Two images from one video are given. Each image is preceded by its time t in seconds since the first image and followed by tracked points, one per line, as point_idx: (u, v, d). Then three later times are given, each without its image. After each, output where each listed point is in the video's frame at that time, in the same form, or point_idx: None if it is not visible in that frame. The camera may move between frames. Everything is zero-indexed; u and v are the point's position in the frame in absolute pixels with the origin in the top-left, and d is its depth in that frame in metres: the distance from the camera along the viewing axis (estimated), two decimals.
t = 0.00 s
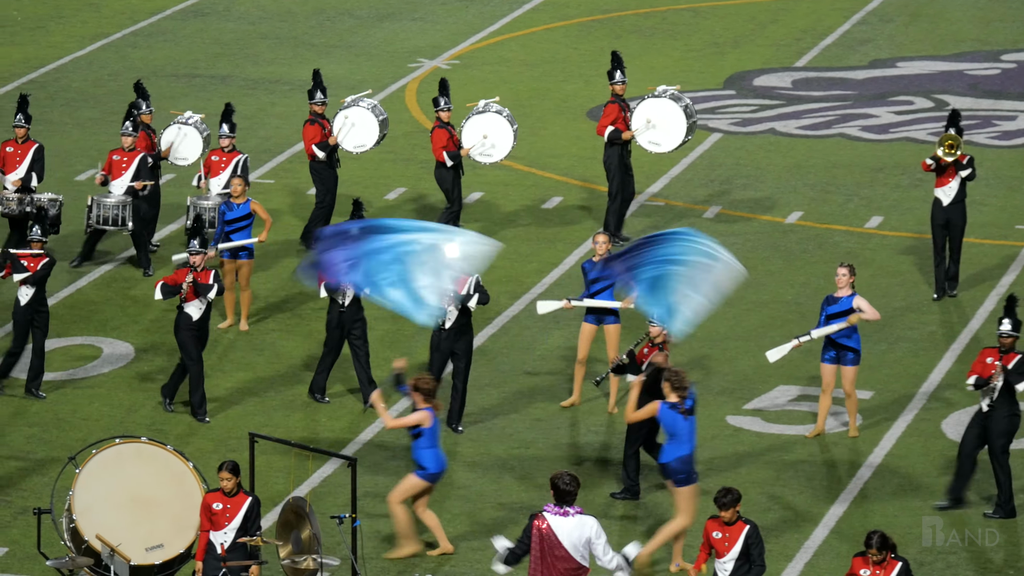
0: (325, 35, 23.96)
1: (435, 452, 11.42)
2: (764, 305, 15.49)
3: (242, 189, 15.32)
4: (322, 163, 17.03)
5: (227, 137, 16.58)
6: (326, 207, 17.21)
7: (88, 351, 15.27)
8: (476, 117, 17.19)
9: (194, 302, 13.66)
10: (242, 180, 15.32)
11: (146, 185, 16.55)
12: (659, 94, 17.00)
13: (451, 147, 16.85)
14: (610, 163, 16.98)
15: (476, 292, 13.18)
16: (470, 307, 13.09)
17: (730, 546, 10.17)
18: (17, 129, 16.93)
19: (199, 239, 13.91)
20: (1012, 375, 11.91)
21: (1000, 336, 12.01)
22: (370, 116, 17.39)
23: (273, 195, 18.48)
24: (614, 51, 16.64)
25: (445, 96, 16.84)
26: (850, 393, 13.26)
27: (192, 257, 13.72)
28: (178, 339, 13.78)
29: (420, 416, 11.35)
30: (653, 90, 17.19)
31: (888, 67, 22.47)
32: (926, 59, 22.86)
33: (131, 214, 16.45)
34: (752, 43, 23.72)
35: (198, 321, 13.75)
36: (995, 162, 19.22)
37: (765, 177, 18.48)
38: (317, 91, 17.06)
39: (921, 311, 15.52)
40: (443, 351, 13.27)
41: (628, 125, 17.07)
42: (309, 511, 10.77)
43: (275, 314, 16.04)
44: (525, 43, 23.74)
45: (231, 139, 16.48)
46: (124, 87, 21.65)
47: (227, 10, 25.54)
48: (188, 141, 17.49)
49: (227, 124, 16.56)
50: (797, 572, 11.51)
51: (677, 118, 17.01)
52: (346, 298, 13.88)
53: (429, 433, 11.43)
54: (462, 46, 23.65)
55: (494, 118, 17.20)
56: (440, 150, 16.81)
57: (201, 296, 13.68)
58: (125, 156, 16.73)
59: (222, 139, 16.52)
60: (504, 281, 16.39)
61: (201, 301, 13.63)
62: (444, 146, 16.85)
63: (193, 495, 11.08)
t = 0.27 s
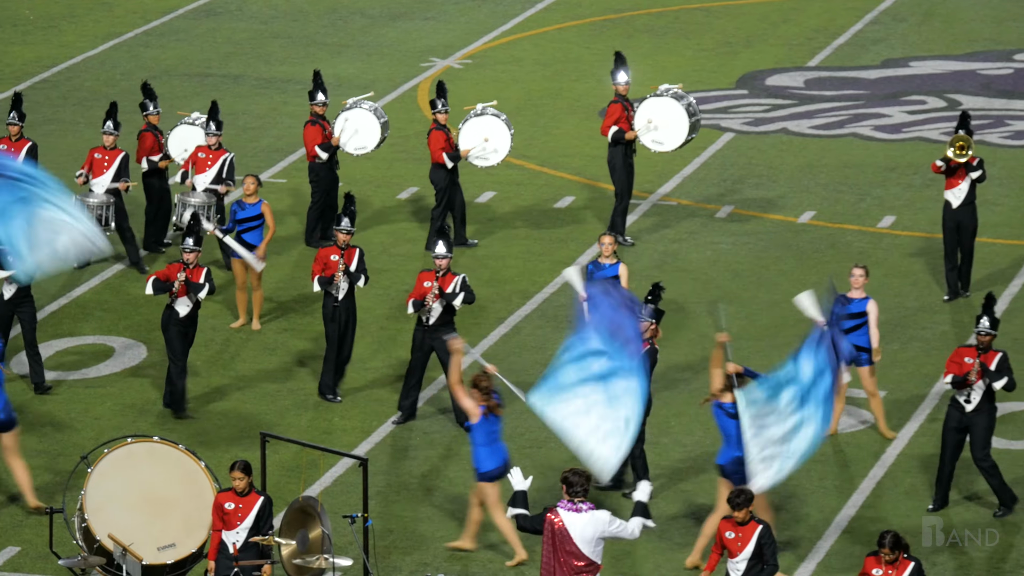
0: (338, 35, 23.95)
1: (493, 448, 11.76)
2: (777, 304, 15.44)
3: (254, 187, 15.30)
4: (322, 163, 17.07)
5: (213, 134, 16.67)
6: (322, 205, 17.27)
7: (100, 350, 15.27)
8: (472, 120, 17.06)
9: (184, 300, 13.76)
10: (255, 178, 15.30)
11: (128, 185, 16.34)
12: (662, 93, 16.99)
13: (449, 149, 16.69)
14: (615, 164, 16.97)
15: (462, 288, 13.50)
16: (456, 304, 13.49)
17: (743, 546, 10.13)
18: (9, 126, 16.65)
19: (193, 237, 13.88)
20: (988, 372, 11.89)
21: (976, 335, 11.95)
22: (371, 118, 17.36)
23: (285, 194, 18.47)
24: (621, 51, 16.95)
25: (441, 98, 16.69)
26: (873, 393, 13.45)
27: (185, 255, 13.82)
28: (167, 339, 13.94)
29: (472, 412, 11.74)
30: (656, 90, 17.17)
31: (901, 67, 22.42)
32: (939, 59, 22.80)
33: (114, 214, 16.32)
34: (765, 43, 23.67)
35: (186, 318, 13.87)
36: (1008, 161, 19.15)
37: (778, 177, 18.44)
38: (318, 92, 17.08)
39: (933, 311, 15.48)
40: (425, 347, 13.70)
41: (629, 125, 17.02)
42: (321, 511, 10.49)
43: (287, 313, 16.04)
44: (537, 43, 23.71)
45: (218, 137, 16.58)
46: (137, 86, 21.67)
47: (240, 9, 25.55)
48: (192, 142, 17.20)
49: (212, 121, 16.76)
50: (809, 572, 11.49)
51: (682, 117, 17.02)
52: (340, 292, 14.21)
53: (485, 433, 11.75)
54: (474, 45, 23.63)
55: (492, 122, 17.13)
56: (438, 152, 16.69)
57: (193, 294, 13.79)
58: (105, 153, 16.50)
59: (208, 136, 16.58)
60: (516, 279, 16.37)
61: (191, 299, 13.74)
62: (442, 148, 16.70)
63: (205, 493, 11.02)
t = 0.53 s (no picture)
0: (350, 34, 23.96)
1: (545, 445, 11.69)
2: (789, 303, 15.42)
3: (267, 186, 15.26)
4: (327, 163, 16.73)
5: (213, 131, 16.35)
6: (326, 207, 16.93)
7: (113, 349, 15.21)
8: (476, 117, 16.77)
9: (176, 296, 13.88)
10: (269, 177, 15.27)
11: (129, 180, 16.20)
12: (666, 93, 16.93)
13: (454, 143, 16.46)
14: (619, 165, 16.83)
15: (456, 287, 13.67)
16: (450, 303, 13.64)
17: (756, 547, 10.11)
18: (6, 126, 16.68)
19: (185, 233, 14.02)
20: (980, 371, 11.99)
21: (968, 333, 12.11)
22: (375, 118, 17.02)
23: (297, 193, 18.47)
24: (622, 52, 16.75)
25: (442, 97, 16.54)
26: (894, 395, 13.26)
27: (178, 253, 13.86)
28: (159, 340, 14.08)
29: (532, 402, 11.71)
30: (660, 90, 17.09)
31: (913, 67, 22.37)
32: (951, 59, 22.75)
33: (111, 211, 15.97)
34: (777, 43, 23.64)
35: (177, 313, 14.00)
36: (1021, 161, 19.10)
37: (790, 177, 18.41)
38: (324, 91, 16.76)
39: (946, 311, 15.45)
40: (423, 345, 13.98)
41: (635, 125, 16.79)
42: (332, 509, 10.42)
43: (299, 312, 16.04)
44: (550, 43, 23.69)
45: (217, 132, 16.29)
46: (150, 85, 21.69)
47: (252, 9, 25.56)
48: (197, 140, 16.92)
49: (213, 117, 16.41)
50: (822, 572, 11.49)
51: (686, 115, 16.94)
52: (336, 292, 14.30)
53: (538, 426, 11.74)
54: (486, 45, 23.62)
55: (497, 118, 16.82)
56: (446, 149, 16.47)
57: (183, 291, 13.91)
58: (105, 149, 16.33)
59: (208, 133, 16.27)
60: (528, 279, 16.35)
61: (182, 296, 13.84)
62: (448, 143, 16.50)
63: (218, 493, 10.99)
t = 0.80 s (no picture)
0: (364, 34, 23.96)
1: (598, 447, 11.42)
2: (802, 303, 15.41)
3: (281, 186, 15.30)
4: (337, 166, 16.72)
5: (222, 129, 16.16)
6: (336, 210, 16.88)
7: (127, 351, 15.10)
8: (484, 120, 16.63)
9: (172, 292, 13.90)
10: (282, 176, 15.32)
11: (141, 178, 16.08)
12: (672, 94, 16.60)
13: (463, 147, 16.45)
14: (627, 165, 16.76)
15: (463, 286, 13.78)
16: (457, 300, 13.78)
17: (769, 546, 10.11)
18: (13, 123, 15.94)
19: (185, 229, 14.02)
20: (986, 371, 11.96)
21: (973, 332, 12.08)
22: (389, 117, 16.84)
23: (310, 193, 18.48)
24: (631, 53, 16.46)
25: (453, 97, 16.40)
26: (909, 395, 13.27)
27: (178, 249, 13.89)
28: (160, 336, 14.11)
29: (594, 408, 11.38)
30: (668, 90, 16.74)
31: (927, 67, 22.33)
32: (966, 59, 22.70)
33: (122, 210, 15.88)
34: (791, 43, 23.61)
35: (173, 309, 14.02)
36: None
37: (805, 177, 18.39)
38: (336, 92, 16.69)
39: (960, 311, 15.41)
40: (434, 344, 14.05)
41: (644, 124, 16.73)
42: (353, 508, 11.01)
43: (312, 312, 16.05)
44: (564, 42, 23.68)
45: (226, 131, 16.09)
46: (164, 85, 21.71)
47: (267, 9, 25.58)
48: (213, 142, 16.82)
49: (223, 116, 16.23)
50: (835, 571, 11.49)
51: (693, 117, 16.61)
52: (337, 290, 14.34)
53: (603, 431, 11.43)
54: (500, 45, 23.61)
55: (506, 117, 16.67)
56: (451, 151, 16.45)
57: (183, 287, 13.93)
58: (115, 147, 16.20)
59: (217, 131, 16.09)
60: (542, 279, 16.34)
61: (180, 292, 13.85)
62: (455, 145, 16.46)
63: (232, 492, 10.99)
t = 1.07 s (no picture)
0: (379, 34, 23.98)
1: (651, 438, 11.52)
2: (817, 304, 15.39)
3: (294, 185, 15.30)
4: (350, 167, 16.74)
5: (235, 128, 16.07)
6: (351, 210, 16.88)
7: (142, 350, 15.11)
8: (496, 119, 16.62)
9: (180, 290, 13.89)
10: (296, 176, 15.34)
11: (153, 177, 16.05)
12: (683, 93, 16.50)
13: (475, 150, 16.44)
14: (641, 166, 16.70)
15: (476, 285, 13.74)
16: (469, 300, 13.77)
17: (780, 549, 10.11)
18: (26, 123, 15.89)
19: (194, 229, 14.07)
20: (997, 369, 11.97)
21: (983, 332, 12.08)
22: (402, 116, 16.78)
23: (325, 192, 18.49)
24: (642, 54, 16.25)
25: (466, 98, 16.34)
26: (920, 395, 13.28)
27: (188, 247, 13.92)
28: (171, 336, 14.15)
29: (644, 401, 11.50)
30: (678, 89, 16.65)
31: (942, 67, 22.29)
32: (981, 59, 22.65)
33: (135, 209, 15.89)
34: (806, 43, 23.58)
35: (180, 308, 14.01)
36: None
37: (819, 177, 18.35)
38: (348, 91, 16.68)
39: (976, 311, 15.36)
40: (448, 344, 14.06)
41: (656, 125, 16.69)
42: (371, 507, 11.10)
43: (326, 311, 16.06)
44: (579, 42, 23.67)
45: (239, 130, 16.01)
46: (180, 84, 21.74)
47: (282, 8, 25.61)
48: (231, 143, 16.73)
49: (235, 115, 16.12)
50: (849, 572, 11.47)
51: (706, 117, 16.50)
52: (345, 287, 14.36)
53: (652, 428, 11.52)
54: (515, 45, 23.62)
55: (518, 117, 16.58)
56: (461, 153, 16.40)
57: (190, 286, 13.92)
58: (127, 147, 16.18)
59: (230, 130, 15.99)
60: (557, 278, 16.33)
61: (188, 291, 13.88)
62: (465, 147, 16.41)
63: (246, 492, 11.02)
